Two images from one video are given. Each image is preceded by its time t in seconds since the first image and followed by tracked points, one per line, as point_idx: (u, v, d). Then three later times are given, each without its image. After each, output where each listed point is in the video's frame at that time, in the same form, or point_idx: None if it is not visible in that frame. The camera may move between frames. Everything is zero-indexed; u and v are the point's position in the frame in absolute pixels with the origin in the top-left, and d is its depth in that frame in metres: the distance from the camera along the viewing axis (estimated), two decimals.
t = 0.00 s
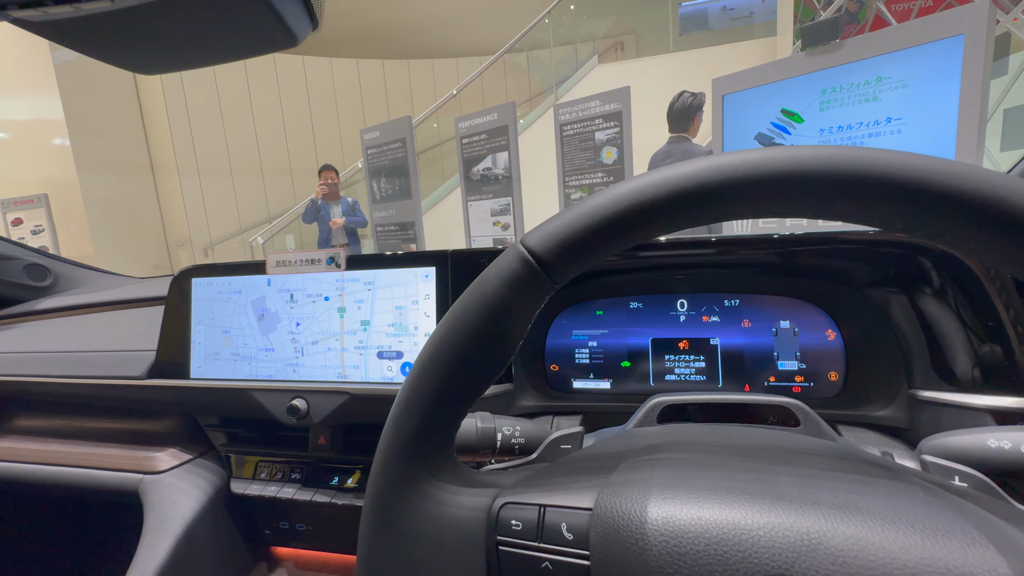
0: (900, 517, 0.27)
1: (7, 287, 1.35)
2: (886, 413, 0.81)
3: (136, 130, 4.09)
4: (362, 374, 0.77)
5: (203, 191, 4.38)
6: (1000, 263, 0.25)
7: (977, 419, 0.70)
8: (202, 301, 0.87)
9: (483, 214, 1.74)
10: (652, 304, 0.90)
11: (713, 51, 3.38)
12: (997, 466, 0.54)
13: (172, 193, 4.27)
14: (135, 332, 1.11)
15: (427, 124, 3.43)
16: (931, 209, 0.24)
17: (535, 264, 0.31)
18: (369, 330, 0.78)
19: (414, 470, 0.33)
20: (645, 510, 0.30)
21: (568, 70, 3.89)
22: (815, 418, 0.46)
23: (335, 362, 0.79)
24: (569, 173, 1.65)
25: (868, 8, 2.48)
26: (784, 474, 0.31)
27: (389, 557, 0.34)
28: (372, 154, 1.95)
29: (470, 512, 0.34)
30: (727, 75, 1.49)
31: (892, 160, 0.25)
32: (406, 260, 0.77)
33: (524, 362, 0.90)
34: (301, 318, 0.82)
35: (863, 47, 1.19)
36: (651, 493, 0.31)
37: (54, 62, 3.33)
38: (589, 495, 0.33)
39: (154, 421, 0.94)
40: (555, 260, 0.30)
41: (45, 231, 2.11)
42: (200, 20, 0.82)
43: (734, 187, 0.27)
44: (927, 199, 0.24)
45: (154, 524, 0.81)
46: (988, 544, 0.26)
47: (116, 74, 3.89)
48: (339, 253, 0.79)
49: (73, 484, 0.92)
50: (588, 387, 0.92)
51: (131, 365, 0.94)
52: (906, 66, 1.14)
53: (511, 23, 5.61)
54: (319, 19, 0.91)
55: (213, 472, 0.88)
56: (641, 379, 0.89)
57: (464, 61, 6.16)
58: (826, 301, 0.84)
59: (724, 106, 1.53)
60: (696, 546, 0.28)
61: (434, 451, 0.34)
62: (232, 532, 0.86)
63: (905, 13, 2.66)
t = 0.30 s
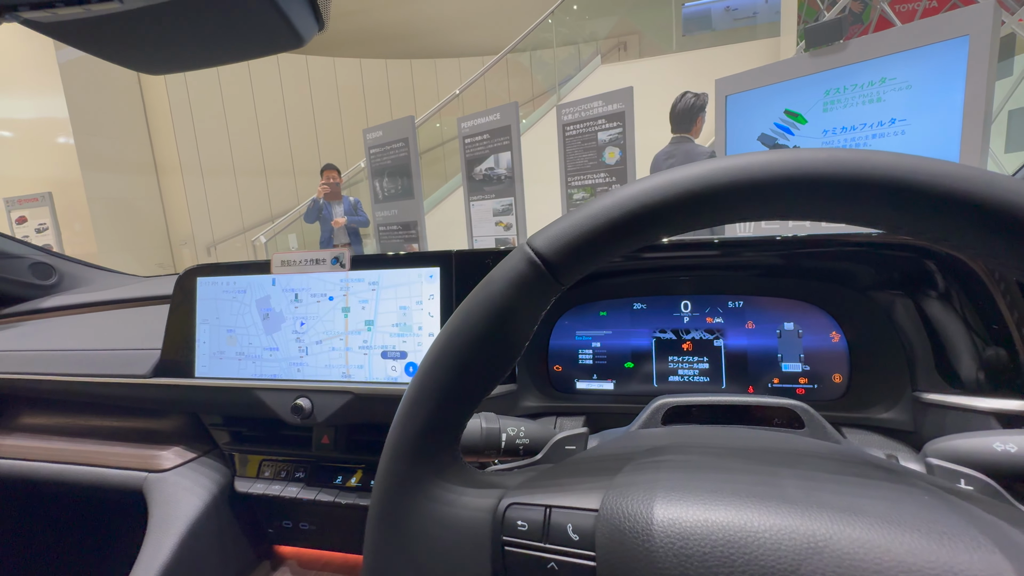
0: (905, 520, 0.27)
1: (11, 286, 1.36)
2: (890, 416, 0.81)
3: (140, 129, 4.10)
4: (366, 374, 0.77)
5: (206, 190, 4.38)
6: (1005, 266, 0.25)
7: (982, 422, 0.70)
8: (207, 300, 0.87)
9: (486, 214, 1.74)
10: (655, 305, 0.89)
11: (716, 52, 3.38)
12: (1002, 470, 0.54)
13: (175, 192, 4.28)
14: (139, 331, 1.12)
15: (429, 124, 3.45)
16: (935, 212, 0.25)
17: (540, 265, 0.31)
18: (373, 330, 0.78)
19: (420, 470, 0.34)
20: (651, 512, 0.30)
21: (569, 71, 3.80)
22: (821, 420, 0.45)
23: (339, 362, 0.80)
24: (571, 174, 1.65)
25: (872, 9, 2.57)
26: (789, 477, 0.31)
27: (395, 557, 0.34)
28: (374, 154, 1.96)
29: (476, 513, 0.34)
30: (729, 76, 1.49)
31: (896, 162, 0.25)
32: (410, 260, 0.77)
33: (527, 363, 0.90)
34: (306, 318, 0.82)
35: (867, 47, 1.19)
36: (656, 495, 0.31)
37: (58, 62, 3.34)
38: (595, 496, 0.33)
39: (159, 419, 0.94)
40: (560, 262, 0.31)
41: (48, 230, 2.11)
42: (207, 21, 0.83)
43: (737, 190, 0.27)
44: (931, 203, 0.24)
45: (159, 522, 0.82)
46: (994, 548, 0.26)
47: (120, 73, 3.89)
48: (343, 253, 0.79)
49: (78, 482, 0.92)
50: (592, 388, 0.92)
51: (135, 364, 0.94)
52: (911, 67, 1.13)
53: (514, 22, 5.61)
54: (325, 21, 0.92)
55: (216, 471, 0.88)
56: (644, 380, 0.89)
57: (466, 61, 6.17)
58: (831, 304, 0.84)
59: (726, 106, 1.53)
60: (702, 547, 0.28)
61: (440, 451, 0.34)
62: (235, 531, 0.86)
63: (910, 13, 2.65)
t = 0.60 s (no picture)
0: (925, 523, 0.28)
1: (21, 282, 1.37)
2: (900, 418, 0.81)
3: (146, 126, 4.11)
4: (375, 373, 0.78)
5: (211, 187, 4.39)
6: None
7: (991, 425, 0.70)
8: (218, 297, 0.87)
9: (490, 213, 1.74)
10: (665, 306, 0.89)
11: (722, 51, 3.37)
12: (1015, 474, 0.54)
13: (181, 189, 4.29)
14: (148, 327, 1.12)
15: (433, 122, 3.44)
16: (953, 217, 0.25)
17: (559, 266, 0.32)
18: (383, 329, 0.78)
19: (438, 469, 0.34)
20: (670, 513, 0.30)
21: (574, 70, 3.80)
22: (836, 424, 0.45)
23: (349, 360, 0.80)
24: (576, 173, 1.64)
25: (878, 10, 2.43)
26: (808, 479, 0.31)
27: (411, 554, 0.34)
28: (379, 152, 1.96)
29: (493, 512, 0.34)
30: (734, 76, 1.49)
31: (915, 166, 0.25)
32: (420, 259, 0.76)
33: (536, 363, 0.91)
34: (316, 316, 0.82)
35: (875, 48, 1.18)
36: (673, 495, 0.31)
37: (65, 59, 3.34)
38: (613, 496, 0.33)
39: (169, 416, 0.95)
40: (577, 262, 0.32)
41: (55, 226, 2.12)
42: (221, 20, 0.83)
43: (755, 192, 0.27)
44: (947, 204, 0.24)
45: (170, 517, 0.82)
46: (1014, 552, 0.26)
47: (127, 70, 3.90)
48: (354, 251, 0.79)
49: (89, 477, 0.93)
50: (600, 388, 0.92)
51: (146, 360, 0.94)
52: (921, 68, 1.12)
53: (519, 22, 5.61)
54: (336, 22, 0.92)
55: (226, 466, 0.89)
56: (653, 381, 0.89)
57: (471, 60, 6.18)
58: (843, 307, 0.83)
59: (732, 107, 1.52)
60: (723, 549, 0.28)
61: (457, 450, 0.34)
62: (244, 527, 0.87)
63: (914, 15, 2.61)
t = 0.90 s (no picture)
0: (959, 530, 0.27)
1: (27, 275, 1.37)
2: (915, 421, 0.75)
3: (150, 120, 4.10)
4: (383, 369, 0.77)
5: (215, 182, 4.38)
6: None
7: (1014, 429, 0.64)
8: (225, 291, 0.87)
9: (493, 211, 1.73)
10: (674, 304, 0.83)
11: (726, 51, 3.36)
12: None
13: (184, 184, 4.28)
14: (153, 321, 1.12)
15: (438, 120, 3.34)
16: (987, 218, 0.24)
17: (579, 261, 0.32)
18: (391, 325, 0.78)
19: (452, 468, 0.33)
20: (694, 515, 0.30)
21: (580, 68, 3.72)
22: (857, 426, 0.44)
23: (356, 356, 0.79)
24: (579, 171, 1.64)
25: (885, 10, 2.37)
26: (834, 482, 0.31)
27: (425, 553, 0.34)
28: (383, 148, 1.95)
29: (510, 512, 0.33)
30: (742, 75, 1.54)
31: (955, 165, 0.24)
32: (428, 255, 0.75)
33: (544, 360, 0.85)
34: (323, 311, 0.81)
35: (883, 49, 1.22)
36: (694, 496, 0.31)
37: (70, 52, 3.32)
38: (634, 498, 0.32)
39: (174, 410, 0.94)
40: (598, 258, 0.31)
41: (59, 220, 2.12)
42: (231, 10, 0.82)
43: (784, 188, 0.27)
44: (981, 204, 0.24)
45: (175, 512, 0.82)
46: None
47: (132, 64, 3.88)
48: (362, 247, 0.78)
49: (94, 471, 0.93)
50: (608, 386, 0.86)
51: (151, 355, 0.94)
52: (929, 69, 1.15)
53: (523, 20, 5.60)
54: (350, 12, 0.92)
55: (232, 462, 0.88)
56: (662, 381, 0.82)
57: (475, 57, 6.18)
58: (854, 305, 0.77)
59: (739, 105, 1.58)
60: (749, 553, 0.28)
61: (472, 450, 0.34)
62: (250, 522, 0.87)
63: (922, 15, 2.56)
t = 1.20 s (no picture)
0: None
1: (31, 267, 1.35)
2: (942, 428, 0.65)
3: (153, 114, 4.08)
4: (394, 368, 0.76)
5: (217, 177, 4.36)
6: None
7: None
8: (232, 286, 0.85)
9: (496, 208, 1.71)
10: (691, 304, 0.76)
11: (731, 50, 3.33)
12: None
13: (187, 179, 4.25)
14: (157, 316, 1.10)
15: (442, 117, 3.38)
16: None
17: (616, 257, 0.31)
18: (404, 322, 0.76)
19: (480, 474, 0.32)
20: (740, 528, 0.28)
21: (583, 66, 3.73)
22: (893, 432, 0.44)
23: (367, 354, 0.78)
24: (583, 169, 1.62)
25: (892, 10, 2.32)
26: (885, 493, 0.29)
27: (451, 562, 0.32)
28: (386, 144, 1.92)
29: (540, 521, 0.32)
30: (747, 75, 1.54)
31: (990, 158, 0.25)
32: (442, 251, 0.74)
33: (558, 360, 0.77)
34: (333, 308, 0.80)
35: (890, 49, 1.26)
36: (739, 505, 0.29)
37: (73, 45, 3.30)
38: (672, 508, 0.31)
39: (179, 407, 0.93)
40: (636, 254, 0.31)
41: (61, 213, 2.10)
42: None
43: (826, 183, 0.27)
44: None
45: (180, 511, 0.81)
46: None
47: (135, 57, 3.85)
48: (374, 242, 0.77)
49: (97, 467, 0.92)
50: (623, 388, 0.79)
51: (157, 350, 0.93)
52: (939, 69, 1.18)
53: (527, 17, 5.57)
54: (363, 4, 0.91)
55: (238, 461, 0.87)
56: (679, 384, 0.76)
57: (479, 54, 6.16)
58: (880, 309, 0.68)
59: (743, 105, 1.58)
60: (801, 571, 0.26)
61: (501, 455, 0.32)
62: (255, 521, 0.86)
63: (930, 15, 2.51)
